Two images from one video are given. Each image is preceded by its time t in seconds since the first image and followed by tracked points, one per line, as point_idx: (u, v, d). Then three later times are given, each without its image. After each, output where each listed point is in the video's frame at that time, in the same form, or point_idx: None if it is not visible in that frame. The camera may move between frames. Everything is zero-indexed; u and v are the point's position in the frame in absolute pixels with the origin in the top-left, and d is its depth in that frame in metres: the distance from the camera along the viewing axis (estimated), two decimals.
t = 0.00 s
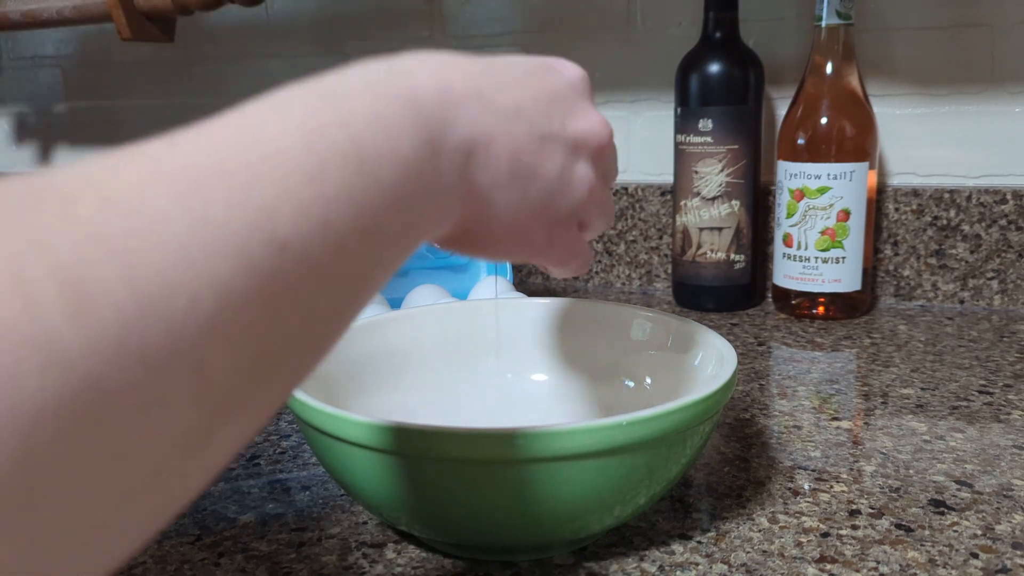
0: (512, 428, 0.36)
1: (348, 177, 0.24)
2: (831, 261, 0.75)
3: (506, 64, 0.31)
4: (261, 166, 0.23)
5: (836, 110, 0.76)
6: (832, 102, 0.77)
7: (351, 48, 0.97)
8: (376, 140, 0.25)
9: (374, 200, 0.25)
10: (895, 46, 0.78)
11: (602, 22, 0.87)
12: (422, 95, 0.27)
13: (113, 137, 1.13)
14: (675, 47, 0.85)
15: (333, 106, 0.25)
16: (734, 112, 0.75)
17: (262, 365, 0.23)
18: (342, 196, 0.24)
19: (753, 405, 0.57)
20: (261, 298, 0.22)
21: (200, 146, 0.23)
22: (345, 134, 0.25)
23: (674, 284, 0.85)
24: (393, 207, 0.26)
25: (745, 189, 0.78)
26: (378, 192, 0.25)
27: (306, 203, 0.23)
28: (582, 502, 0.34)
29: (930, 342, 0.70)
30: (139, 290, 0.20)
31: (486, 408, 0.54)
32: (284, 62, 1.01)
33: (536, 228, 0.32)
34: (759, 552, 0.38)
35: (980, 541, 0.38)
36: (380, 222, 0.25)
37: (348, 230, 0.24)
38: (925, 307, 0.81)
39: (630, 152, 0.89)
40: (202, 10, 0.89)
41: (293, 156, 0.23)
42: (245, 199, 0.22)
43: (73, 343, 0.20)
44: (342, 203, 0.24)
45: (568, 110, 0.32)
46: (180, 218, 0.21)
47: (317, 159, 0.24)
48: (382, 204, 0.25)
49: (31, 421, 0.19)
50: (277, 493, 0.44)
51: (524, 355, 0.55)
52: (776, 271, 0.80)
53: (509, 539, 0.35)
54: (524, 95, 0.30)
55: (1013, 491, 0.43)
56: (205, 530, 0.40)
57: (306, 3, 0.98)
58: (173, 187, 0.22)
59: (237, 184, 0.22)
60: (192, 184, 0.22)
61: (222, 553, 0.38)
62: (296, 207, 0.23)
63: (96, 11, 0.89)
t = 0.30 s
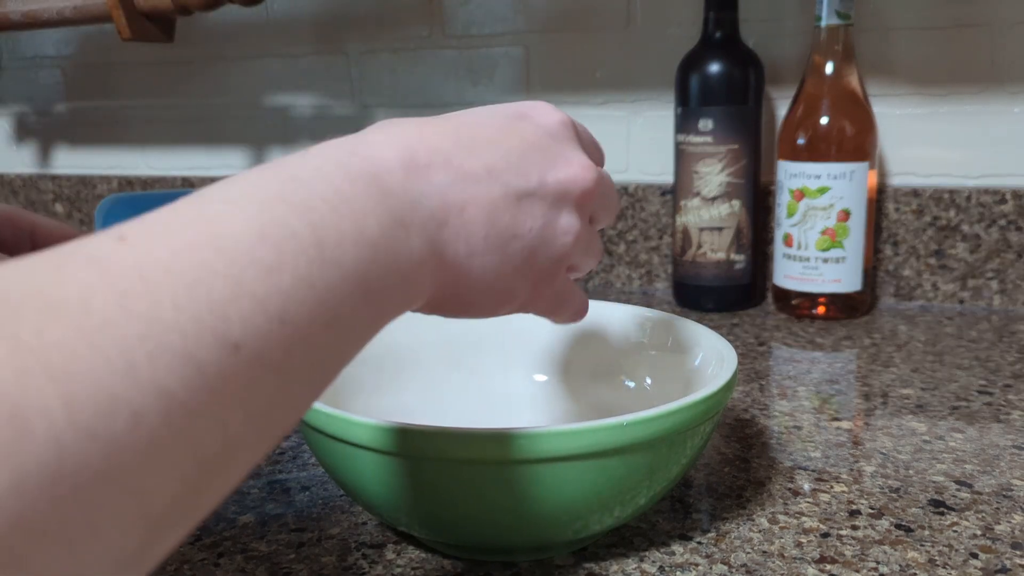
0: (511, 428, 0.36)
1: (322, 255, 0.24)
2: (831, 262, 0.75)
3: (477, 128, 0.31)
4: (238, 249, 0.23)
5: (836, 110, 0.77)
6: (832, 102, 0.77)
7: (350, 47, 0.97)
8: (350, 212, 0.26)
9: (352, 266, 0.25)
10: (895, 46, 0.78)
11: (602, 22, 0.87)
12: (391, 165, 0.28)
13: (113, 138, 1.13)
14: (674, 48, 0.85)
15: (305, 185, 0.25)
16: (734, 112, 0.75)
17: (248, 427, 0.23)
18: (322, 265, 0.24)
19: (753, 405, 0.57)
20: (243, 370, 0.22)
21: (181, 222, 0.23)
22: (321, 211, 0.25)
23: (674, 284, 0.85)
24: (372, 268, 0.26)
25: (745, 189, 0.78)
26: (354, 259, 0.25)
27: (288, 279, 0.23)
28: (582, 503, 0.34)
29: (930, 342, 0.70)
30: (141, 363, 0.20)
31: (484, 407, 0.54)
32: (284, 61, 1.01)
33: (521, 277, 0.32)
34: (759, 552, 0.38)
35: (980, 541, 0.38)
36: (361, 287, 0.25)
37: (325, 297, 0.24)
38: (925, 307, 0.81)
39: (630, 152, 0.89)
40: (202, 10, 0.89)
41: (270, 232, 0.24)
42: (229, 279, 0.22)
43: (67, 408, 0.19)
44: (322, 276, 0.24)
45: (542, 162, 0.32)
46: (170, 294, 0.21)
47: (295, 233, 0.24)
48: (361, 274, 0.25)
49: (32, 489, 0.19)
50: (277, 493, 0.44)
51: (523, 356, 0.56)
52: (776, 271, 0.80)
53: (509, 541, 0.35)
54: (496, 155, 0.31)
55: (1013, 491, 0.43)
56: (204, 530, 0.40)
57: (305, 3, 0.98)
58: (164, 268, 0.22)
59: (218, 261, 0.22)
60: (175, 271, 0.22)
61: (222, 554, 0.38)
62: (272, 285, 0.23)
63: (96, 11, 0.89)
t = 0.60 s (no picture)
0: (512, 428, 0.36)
1: (345, 282, 0.23)
2: (831, 261, 0.75)
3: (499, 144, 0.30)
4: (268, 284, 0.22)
5: (836, 110, 0.77)
6: (832, 102, 0.77)
7: (350, 47, 0.98)
8: (366, 243, 0.24)
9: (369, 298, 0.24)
10: (895, 46, 0.78)
11: (602, 22, 0.87)
12: (408, 196, 0.26)
13: (113, 138, 1.13)
14: (675, 48, 0.85)
15: (316, 218, 0.24)
16: (734, 112, 0.75)
17: (268, 455, 0.22)
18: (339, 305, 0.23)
19: (753, 405, 0.57)
20: (257, 408, 0.21)
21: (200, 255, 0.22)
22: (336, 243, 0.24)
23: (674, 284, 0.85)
24: (387, 297, 0.25)
25: (745, 189, 0.78)
26: (382, 283, 0.25)
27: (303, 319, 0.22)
28: (584, 503, 0.34)
29: (930, 342, 0.70)
30: (155, 420, 0.19)
31: (481, 405, 0.54)
32: (283, 61, 1.01)
33: (535, 282, 0.32)
34: (759, 552, 0.38)
35: (980, 541, 0.38)
36: (385, 306, 0.25)
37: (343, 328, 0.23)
38: (925, 307, 0.81)
39: (630, 152, 0.89)
40: (203, 10, 0.89)
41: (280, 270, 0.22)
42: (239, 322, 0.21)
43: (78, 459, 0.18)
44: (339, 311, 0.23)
45: (551, 180, 0.31)
46: (184, 344, 0.20)
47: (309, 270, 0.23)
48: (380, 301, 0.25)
49: (49, 546, 0.17)
50: (277, 493, 0.44)
51: (523, 356, 0.56)
52: (776, 271, 0.80)
53: (511, 541, 0.35)
54: (511, 178, 0.29)
55: (1013, 491, 0.43)
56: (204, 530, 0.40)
57: (305, 3, 0.98)
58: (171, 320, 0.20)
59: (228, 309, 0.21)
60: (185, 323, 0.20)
61: (222, 553, 0.38)
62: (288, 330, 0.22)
63: (96, 11, 0.89)
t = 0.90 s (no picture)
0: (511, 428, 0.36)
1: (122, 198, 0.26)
2: (831, 262, 0.75)
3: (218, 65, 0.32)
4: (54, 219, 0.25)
5: (836, 110, 0.77)
6: (832, 102, 0.77)
7: (350, 47, 0.98)
8: (141, 168, 0.27)
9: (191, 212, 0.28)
10: (894, 46, 0.78)
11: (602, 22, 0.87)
12: (161, 123, 0.29)
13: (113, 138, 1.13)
14: (674, 48, 0.85)
15: (94, 159, 0.27)
16: (734, 113, 0.75)
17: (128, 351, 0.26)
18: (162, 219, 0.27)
19: (753, 405, 0.57)
20: (89, 311, 0.25)
21: None
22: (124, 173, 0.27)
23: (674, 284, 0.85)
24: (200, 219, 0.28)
25: (745, 189, 0.78)
26: (167, 194, 0.27)
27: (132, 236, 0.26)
28: (582, 502, 0.34)
29: (930, 343, 0.70)
30: None
31: (480, 404, 0.55)
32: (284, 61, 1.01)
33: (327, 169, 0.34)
34: (759, 552, 0.38)
35: (980, 541, 0.38)
36: (180, 210, 0.28)
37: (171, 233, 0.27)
38: (925, 307, 0.81)
39: (630, 153, 0.89)
40: (203, 11, 0.89)
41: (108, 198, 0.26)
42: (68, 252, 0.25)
43: None
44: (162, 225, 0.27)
45: (238, 62, 0.32)
46: None
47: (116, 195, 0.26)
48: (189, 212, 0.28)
49: None
50: (277, 493, 0.44)
51: (525, 357, 0.55)
52: (776, 271, 0.80)
53: (510, 541, 0.36)
54: (241, 77, 0.31)
55: (1012, 491, 0.43)
56: (204, 530, 0.40)
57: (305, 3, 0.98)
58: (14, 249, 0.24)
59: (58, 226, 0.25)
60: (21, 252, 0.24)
61: (222, 553, 0.38)
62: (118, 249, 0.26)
63: (96, 11, 0.89)
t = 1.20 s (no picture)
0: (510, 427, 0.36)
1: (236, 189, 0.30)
2: (831, 262, 0.75)
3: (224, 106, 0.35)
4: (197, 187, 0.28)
5: (836, 111, 0.77)
6: (831, 102, 0.77)
7: (350, 47, 0.97)
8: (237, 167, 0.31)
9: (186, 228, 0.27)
10: (894, 46, 0.78)
11: (602, 22, 0.87)
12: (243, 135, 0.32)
13: (113, 138, 1.13)
14: (675, 48, 0.85)
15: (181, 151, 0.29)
16: (734, 113, 0.75)
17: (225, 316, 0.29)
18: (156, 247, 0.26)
19: (753, 405, 0.57)
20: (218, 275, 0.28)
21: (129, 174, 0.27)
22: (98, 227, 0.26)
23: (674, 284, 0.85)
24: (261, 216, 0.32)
25: (745, 189, 0.78)
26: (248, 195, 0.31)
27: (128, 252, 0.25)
28: (581, 501, 0.34)
29: (930, 343, 0.70)
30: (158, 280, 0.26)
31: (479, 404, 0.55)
32: (283, 61, 1.01)
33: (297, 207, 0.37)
34: (758, 552, 0.38)
35: (980, 541, 0.38)
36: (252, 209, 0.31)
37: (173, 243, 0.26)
38: (925, 307, 0.81)
39: (630, 153, 0.89)
40: (203, 10, 0.89)
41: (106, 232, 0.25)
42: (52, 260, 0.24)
43: None
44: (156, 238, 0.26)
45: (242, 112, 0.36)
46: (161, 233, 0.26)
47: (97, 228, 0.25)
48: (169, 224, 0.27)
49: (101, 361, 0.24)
50: (277, 493, 0.44)
51: (524, 357, 0.55)
52: (776, 271, 0.80)
53: (509, 540, 0.36)
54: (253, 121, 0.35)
55: (1013, 491, 0.43)
56: (204, 529, 0.40)
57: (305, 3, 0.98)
58: None
59: (134, 210, 0.25)
60: None
61: (222, 553, 0.38)
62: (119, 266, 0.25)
63: (96, 11, 0.89)
